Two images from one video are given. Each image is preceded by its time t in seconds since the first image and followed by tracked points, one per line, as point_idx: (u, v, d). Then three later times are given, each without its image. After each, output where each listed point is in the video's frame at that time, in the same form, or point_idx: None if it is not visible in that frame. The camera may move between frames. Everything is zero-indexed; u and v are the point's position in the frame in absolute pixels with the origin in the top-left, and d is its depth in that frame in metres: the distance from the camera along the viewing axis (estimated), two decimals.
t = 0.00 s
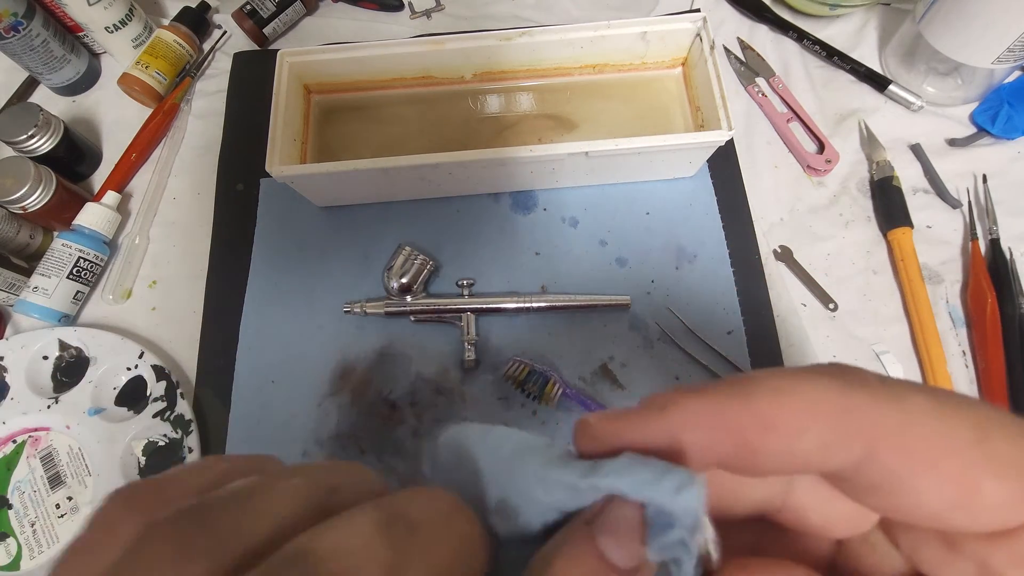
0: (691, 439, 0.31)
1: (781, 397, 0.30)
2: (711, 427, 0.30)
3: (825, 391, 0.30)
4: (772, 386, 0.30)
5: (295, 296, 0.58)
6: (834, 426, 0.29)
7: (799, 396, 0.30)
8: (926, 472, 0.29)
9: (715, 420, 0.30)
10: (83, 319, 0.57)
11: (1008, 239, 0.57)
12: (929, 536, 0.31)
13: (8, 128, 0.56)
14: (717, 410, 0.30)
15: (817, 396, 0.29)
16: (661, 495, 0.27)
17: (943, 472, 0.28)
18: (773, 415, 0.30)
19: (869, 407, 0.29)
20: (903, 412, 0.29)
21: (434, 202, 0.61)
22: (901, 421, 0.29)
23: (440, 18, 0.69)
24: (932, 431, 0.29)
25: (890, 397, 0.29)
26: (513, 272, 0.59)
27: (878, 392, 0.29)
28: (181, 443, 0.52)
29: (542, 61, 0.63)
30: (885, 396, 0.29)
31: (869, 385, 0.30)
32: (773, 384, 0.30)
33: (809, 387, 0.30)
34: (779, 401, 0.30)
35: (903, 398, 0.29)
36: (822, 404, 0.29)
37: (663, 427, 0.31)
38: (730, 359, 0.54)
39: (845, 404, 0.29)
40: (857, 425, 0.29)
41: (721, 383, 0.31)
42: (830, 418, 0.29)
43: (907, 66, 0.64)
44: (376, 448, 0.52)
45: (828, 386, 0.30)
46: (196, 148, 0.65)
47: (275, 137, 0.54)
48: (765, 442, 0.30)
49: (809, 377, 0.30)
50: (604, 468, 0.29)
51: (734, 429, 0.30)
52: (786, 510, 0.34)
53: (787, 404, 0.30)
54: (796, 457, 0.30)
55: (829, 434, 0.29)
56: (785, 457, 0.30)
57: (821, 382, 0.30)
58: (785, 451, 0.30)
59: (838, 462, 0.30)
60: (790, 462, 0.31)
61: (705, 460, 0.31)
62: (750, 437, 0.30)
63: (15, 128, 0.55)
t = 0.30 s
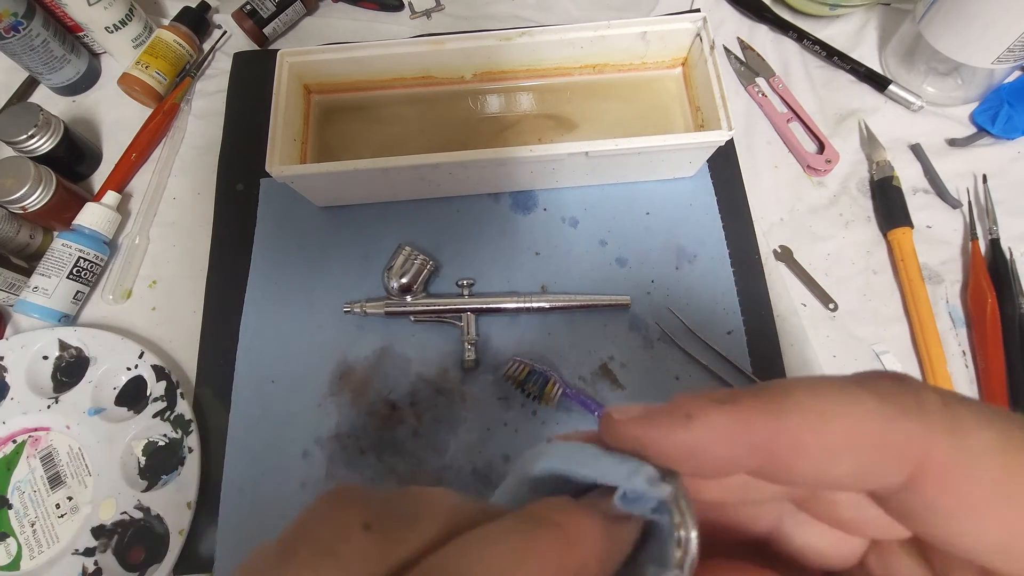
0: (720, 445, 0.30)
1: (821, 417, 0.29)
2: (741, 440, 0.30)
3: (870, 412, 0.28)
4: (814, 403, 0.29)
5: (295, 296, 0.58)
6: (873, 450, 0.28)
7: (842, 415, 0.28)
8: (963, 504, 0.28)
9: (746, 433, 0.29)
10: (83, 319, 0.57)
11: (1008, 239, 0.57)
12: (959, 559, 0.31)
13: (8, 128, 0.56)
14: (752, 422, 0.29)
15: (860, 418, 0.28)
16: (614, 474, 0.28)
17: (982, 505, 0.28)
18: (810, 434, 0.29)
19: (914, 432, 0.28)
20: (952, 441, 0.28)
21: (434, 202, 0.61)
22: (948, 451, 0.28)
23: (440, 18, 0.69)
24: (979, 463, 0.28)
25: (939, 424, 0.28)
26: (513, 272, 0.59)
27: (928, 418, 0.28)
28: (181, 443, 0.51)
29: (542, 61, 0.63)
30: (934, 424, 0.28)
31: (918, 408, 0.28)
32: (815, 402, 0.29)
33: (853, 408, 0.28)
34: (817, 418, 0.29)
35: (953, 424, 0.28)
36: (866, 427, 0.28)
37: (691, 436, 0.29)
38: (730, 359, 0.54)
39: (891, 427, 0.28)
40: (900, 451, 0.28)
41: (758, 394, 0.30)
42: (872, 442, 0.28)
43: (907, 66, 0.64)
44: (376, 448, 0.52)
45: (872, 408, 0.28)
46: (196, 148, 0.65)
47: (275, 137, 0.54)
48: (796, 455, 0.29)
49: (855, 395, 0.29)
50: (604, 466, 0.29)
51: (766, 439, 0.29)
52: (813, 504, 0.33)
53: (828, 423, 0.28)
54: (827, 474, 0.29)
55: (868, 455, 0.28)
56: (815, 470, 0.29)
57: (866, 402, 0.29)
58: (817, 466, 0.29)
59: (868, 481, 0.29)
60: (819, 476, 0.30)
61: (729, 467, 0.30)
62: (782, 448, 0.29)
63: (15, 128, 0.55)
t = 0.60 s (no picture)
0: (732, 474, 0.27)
1: (865, 444, 0.25)
2: (769, 467, 0.26)
3: (921, 444, 0.25)
4: (859, 430, 0.26)
5: (296, 296, 0.58)
6: (917, 490, 0.25)
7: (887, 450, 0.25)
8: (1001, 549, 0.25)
9: (777, 463, 0.26)
10: (83, 319, 0.57)
11: (1008, 240, 0.57)
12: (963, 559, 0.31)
13: (8, 128, 0.56)
14: (787, 451, 0.26)
15: (913, 451, 0.25)
16: None
17: None
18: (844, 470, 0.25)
19: (963, 469, 0.25)
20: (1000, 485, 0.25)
21: (434, 201, 0.61)
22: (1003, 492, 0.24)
23: (440, 18, 0.69)
24: None
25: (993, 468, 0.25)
26: (513, 272, 0.59)
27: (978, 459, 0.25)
28: (181, 443, 0.52)
29: (542, 61, 0.62)
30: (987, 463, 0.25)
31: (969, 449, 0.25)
32: (861, 422, 0.26)
33: (902, 430, 0.25)
34: (861, 444, 0.25)
35: (1004, 457, 0.25)
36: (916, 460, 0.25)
37: (717, 464, 0.27)
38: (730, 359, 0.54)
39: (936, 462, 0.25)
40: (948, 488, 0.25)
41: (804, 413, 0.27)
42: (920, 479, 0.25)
43: (907, 66, 0.64)
44: (377, 448, 0.52)
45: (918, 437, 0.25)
46: (196, 148, 0.65)
47: (275, 137, 0.54)
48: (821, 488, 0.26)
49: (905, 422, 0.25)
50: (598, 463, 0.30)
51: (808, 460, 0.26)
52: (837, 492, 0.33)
53: (869, 453, 0.25)
54: (857, 507, 0.26)
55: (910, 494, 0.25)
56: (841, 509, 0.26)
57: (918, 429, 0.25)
58: (849, 502, 0.26)
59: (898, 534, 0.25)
60: (854, 515, 0.26)
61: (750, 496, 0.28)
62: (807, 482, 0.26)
63: (15, 128, 0.55)
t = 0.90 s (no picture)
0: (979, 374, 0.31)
1: (896, 313, 0.30)
2: (848, 347, 0.30)
3: (929, 306, 0.31)
4: (880, 306, 0.31)
5: (295, 296, 0.58)
6: (950, 337, 0.30)
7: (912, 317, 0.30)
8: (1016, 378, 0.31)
9: (844, 341, 0.30)
10: (83, 319, 0.57)
11: (1008, 240, 0.57)
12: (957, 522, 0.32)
13: (8, 128, 0.56)
14: (843, 329, 0.31)
15: (927, 311, 0.30)
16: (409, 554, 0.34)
17: None
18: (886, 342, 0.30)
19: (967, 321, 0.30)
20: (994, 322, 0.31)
21: (434, 201, 0.61)
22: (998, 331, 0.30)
23: (440, 18, 0.69)
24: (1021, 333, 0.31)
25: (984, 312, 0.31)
26: (513, 272, 0.59)
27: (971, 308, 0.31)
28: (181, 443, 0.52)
29: (542, 61, 0.62)
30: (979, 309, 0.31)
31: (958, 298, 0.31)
32: (883, 302, 0.31)
33: (924, 305, 0.31)
34: (899, 314, 0.30)
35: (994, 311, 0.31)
36: (932, 315, 0.30)
37: (800, 351, 0.31)
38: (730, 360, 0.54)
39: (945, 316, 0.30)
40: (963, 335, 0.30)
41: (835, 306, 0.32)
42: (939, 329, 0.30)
43: (907, 65, 0.64)
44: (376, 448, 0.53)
45: (927, 302, 0.31)
46: (196, 147, 0.65)
47: (275, 136, 0.54)
48: None
49: (911, 296, 0.31)
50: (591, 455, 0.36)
51: (987, 361, 0.30)
52: (860, 436, 0.37)
53: (904, 320, 0.30)
54: (918, 370, 0.31)
55: (939, 346, 0.30)
56: (1002, 378, 0.31)
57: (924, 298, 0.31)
58: (904, 370, 0.31)
59: None
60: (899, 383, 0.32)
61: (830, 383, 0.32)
62: (936, 361, 0.30)
63: (15, 128, 0.55)
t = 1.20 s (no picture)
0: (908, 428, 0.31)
1: (819, 373, 0.31)
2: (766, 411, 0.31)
3: (852, 363, 0.31)
4: (805, 365, 0.31)
5: (295, 296, 0.59)
6: (876, 393, 0.30)
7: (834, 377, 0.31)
8: (949, 429, 0.30)
9: (765, 405, 0.31)
10: (83, 319, 0.57)
11: (1008, 240, 0.57)
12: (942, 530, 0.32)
13: (8, 128, 0.56)
14: (758, 393, 0.31)
15: (851, 368, 0.31)
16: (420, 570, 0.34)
17: (965, 419, 0.30)
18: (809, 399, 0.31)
19: (892, 375, 0.30)
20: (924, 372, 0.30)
21: (434, 201, 0.61)
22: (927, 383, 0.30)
23: (440, 18, 0.69)
24: (953, 385, 0.30)
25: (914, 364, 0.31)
26: (513, 272, 0.59)
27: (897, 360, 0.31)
28: (181, 443, 0.51)
29: (543, 61, 0.62)
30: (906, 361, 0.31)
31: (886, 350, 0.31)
32: (806, 360, 0.31)
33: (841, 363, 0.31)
34: (816, 375, 0.31)
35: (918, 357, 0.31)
36: (858, 371, 0.30)
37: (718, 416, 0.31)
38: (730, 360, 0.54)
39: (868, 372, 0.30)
40: (888, 390, 0.30)
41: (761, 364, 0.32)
42: (862, 388, 0.30)
43: (907, 65, 0.64)
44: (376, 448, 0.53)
45: (853, 359, 0.31)
46: (196, 148, 0.65)
47: (275, 136, 0.54)
48: (966, 430, 0.30)
49: (836, 352, 0.31)
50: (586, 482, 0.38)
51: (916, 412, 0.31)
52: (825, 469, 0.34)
53: (826, 378, 0.31)
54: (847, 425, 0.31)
55: (864, 403, 0.30)
56: (935, 430, 0.31)
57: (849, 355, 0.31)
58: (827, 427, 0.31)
59: (1001, 435, 0.30)
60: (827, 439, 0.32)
61: (760, 442, 0.32)
62: (863, 418, 0.31)
63: (15, 128, 0.55)
